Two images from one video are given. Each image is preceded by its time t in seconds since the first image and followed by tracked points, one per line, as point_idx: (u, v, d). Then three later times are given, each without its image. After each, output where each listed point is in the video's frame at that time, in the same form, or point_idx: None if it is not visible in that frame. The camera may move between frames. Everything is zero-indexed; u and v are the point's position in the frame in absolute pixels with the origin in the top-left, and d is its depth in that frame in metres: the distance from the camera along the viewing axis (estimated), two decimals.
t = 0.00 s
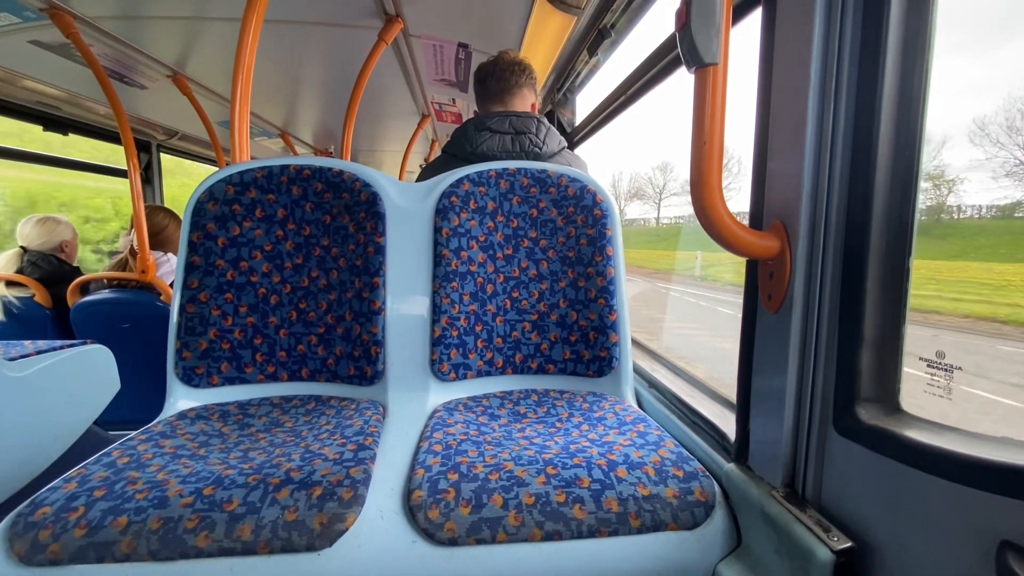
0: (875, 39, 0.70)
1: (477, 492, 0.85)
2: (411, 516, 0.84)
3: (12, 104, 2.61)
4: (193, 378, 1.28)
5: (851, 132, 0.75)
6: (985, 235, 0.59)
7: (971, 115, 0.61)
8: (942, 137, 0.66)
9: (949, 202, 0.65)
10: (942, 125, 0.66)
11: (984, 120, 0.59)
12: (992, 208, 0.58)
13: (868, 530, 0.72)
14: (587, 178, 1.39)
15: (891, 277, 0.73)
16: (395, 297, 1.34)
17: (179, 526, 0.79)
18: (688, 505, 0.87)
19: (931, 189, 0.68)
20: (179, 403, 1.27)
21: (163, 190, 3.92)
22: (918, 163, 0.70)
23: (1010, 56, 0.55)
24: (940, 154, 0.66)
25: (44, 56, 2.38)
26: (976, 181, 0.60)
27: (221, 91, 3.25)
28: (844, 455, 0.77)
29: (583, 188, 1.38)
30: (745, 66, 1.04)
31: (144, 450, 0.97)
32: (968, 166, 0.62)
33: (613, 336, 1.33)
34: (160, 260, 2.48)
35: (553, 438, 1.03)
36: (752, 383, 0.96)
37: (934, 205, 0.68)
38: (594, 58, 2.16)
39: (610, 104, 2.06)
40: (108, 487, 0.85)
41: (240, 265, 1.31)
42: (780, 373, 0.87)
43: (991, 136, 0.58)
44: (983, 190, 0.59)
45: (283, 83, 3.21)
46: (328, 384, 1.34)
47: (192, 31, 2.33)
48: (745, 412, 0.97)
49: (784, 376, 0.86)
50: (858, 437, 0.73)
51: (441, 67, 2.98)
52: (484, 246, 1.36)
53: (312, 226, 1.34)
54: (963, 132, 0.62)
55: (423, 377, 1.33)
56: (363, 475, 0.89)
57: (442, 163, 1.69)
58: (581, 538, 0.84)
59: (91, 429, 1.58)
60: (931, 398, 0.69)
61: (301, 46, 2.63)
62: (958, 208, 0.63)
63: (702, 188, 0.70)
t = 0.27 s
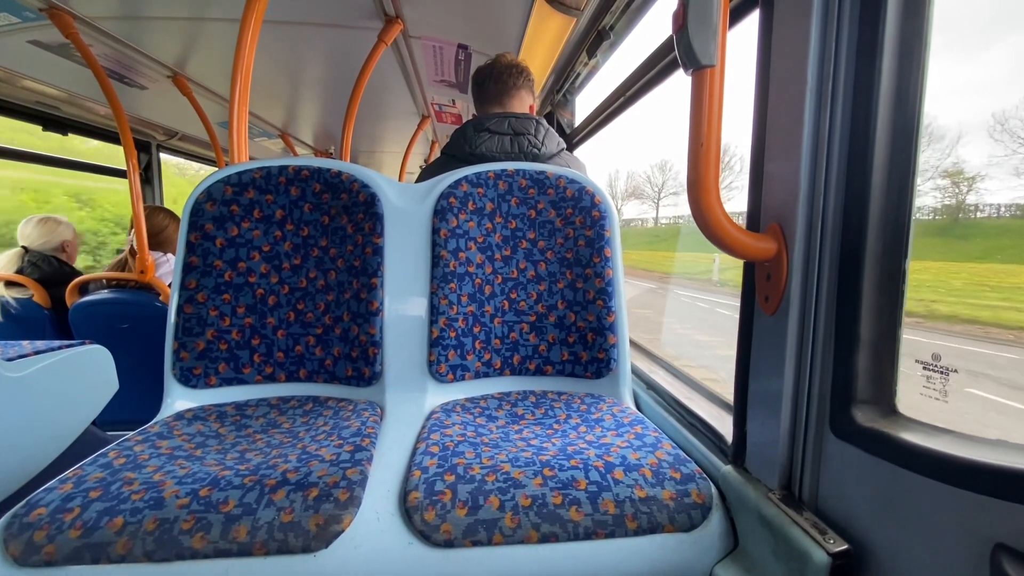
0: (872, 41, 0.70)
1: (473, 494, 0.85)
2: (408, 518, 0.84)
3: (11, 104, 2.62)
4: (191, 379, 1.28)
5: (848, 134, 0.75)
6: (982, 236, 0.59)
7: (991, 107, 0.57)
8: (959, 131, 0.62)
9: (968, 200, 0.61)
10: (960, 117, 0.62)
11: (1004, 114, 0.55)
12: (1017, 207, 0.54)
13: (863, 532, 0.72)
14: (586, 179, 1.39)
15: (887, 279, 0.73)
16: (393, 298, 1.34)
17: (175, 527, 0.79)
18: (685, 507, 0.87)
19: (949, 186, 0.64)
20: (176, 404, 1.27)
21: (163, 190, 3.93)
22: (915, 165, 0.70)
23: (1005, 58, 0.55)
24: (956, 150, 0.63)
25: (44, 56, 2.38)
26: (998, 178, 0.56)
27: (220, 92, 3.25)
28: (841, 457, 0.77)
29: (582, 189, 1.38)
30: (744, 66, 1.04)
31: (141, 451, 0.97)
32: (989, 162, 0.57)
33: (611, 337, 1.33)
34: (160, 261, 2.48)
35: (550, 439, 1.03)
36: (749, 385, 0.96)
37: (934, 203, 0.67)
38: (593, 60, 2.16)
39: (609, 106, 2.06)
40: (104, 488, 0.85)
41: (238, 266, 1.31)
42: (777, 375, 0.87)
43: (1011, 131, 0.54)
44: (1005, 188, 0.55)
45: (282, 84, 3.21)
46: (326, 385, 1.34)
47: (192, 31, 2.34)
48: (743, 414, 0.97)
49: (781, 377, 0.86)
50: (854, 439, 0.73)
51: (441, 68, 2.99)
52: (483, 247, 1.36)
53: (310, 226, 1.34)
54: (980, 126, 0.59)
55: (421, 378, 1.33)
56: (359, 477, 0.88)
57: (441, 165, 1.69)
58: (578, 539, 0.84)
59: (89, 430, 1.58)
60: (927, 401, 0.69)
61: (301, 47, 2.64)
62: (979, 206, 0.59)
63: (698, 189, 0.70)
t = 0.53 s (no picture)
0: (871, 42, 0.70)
1: (472, 495, 0.85)
2: (406, 519, 0.84)
3: (11, 104, 2.62)
4: (190, 379, 1.28)
5: (847, 135, 0.75)
6: (982, 237, 0.59)
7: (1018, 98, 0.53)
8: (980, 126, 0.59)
9: (994, 198, 0.57)
10: (981, 111, 0.58)
11: None
12: None
13: (862, 533, 0.72)
14: (585, 180, 1.39)
15: (886, 280, 0.73)
16: (393, 298, 1.34)
17: (174, 528, 0.79)
18: (684, 508, 0.87)
19: (973, 184, 0.60)
20: (176, 404, 1.27)
21: (163, 191, 3.93)
22: (914, 167, 0.70)
23: (1004, 59, 0.55)
24: (978, 146, 0.59)
25: (44, 56, 2.38)
26: None
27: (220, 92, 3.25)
28: (840, 458, 0.77)
29: (581, 190, 1.38)
30: (744, 67, 1.04)
31: (140, 451, 0.97)
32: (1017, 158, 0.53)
33: (611, 338, 1.33)
34: (160, 262, 2.48)
35: (549, 440, 1.03)
36: (748, 385, 0.96)
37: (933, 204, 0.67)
38: (593, 60, 2.16)
39: (608, 107, 2.06)
40: (103, 488, 0.85)
41: (237, 267, 1.31)
42: (776, 376, 0.87)
43: None
44: None
45: (283, 84, 3.21)
46: (326, 386, 1.34)
47: (191, 32, 2.34)
48: (742, 415, 0.97)
49: (780, 378, 0.86)
50: (853, 440, 0.73)
51: (441, 68, 2.99)
52: (482, 247, 1.36)
53: (310, 227, 1.34)
54: (1004, 120, 0.55)
55: (421, 378, 1.33)
56: (359, 477, 0.88)
57: (441, 165, 1.69)
58: (577, 540, 0.84)
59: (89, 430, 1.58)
60: (926, 401, 0.69)
61: (301, 47, 2.64)
62: (1007, 205, 0.55)
63: (697, 189, 0.70)
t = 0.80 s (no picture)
0: (871, 41, 0.70)
1: (473, 494, 0.85)
2: (407, 518, 0.84)
3: (12, 105, 2.62)
4: (191, 379, 1.28)
5: (847, 134, 0.75)
6: (982, 235, 0.59)
7: None
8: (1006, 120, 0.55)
9: None
10: (1005, 104, 0.55)
11: None
12: None
13: (862, 531, 0.72)
14: (585, 179, 1.39)
15: (886, 279, 0.73)
16: (393, 298, 1.34)
17: (175, 527, 0.79)
18: (684, 507, 0.87)
19: (1005, 181, 0.55)
20: (176, 404, 1.27)
21: (163, 191, 3.93)
22: (914, 166, 0.70)
23: (1004, 58, 0.55)
24: (1006, 141, 0.55)
25: (44, 56, 2.38)
26: None
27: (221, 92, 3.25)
28: (840, 457, 0.77)
29: (581, 189, 1.38)
30: (744, 66, 1.04)
31: (141, 451, 0.98)
32: None
33: (611, 337, 1.33)
34: (160, 262, 2.49)
35: (550, 439, 1.04)
36: (748, 385, 0.96)
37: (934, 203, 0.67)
38: (593, 60, 2.16)
39: (608, 107, 2.07)
40: (105, 488, 0.85)
41: (238, 267, 1.31)
42: (776, 375, 0.87)
43: None
44: None
45: (283, 84, 3.22)
46: (326, 386, 1.34)
47: (192, 32, 2.34)
48: (742, 414, 0.97)
49: (781, 377, 0.86)
50: (854, 439, 0.73)
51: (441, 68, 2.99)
52: (483, 247, 1.36)
53: (310, 227, 1.34)
54: None
55: (421, 378, 1.33)
56: (359, 477, 0.89)
57: (442, 165, 1.69)
58: (577, 539, 0.84)
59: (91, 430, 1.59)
60: (926, 400, 0.69)
61: (301, 47, 2.64)
62: None
63: (697, 188, 0.70)
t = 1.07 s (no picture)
0: (872, 41, 0.70)
1: (473, 494, 0.85)
2: (408, 518, 0.84)
3: (13, 105, 2.62)
4: (192, 379, 1.28)
5: (848, 134, 0.75)
6: (984, 234, 0.59)
7: None
8: None
9: None
10: None
11: None
12: None
13: (864, 531, 0.72)
14: (586, 179, 1.39)
15: (887, 279, 0.73)
16: (394, 298, 1.34)
17: (176, 527, 0.79)
18: (685, 507, 0.87)
19: None
20: (177, 404, 1.27)
21: (164, 191, 3.93)
22: (915, 165, 0.70)
23: (1004, 57, 0.56)
24: None
25: (46, 57, 2.38)
26: None
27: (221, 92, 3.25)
28: (841, 457, 0.77)
29: (582, 189, 1.38)
30: (745, 65, 1.04)
31: (142, 451, 0.98)
32: None
33: (612, 337, 1.33)
34: (160, 262, 2.50)
35: (551, 439, 1.03)
36: (750, 384, 0.96)
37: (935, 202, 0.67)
38: (593, 60, 2.17)
39: (608, 107, 2.07)
40: (106, 488, 0.85)
41: (239, 267, 1.31)
42: (777, 375, 0.87)
43: None
44: None
45: (284, 85, 3.22)
46: (327, 386, 1.34)
47: (192, 32, 2.34)
48: (743, 414, 0.97)
49: (782, 377, 0.86)
50: (855, 439, 0.73)
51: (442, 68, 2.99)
52: (483, 247, 1.36)
53: (311, 227, 1.34)
54: None
55: (422, 378, 1.33)
56: (360, 477, 0.89)
57: (443, 165, 1.69)
58: (578, 539, 0.84)
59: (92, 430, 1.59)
60: (928, 400, 0.69)
61: (302, 48, 2.64)
62: None
63: (697, 188, 0.70)
